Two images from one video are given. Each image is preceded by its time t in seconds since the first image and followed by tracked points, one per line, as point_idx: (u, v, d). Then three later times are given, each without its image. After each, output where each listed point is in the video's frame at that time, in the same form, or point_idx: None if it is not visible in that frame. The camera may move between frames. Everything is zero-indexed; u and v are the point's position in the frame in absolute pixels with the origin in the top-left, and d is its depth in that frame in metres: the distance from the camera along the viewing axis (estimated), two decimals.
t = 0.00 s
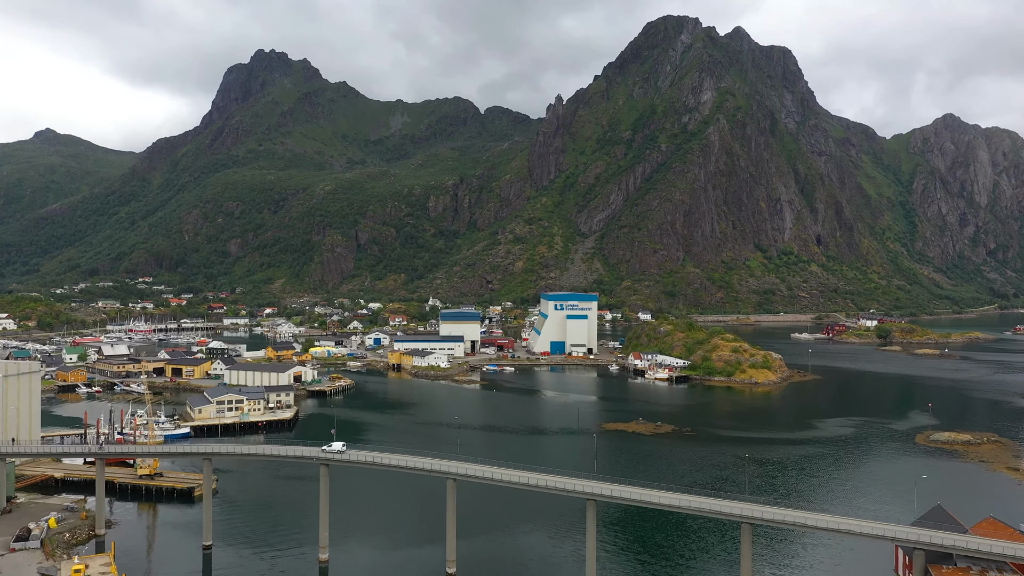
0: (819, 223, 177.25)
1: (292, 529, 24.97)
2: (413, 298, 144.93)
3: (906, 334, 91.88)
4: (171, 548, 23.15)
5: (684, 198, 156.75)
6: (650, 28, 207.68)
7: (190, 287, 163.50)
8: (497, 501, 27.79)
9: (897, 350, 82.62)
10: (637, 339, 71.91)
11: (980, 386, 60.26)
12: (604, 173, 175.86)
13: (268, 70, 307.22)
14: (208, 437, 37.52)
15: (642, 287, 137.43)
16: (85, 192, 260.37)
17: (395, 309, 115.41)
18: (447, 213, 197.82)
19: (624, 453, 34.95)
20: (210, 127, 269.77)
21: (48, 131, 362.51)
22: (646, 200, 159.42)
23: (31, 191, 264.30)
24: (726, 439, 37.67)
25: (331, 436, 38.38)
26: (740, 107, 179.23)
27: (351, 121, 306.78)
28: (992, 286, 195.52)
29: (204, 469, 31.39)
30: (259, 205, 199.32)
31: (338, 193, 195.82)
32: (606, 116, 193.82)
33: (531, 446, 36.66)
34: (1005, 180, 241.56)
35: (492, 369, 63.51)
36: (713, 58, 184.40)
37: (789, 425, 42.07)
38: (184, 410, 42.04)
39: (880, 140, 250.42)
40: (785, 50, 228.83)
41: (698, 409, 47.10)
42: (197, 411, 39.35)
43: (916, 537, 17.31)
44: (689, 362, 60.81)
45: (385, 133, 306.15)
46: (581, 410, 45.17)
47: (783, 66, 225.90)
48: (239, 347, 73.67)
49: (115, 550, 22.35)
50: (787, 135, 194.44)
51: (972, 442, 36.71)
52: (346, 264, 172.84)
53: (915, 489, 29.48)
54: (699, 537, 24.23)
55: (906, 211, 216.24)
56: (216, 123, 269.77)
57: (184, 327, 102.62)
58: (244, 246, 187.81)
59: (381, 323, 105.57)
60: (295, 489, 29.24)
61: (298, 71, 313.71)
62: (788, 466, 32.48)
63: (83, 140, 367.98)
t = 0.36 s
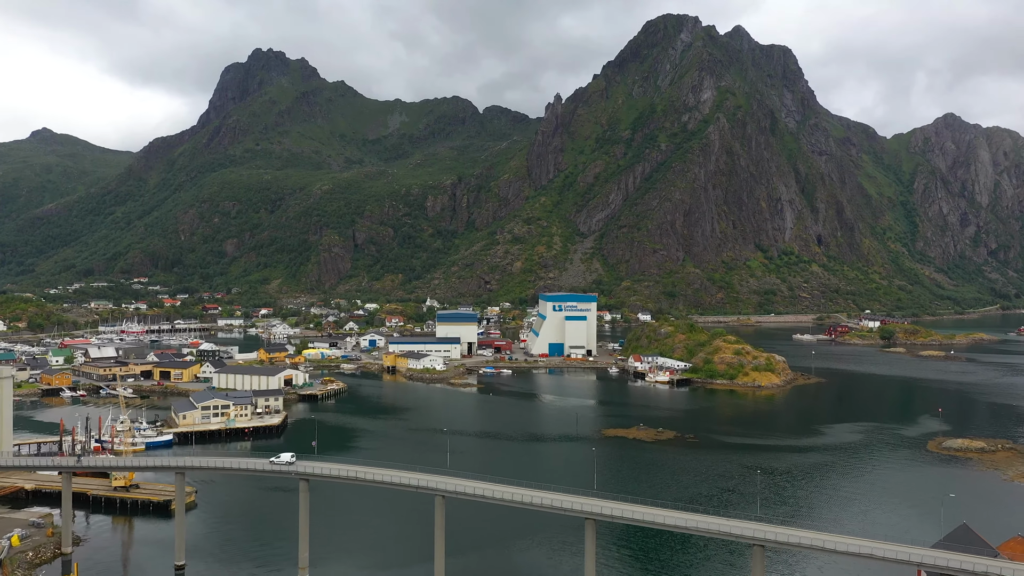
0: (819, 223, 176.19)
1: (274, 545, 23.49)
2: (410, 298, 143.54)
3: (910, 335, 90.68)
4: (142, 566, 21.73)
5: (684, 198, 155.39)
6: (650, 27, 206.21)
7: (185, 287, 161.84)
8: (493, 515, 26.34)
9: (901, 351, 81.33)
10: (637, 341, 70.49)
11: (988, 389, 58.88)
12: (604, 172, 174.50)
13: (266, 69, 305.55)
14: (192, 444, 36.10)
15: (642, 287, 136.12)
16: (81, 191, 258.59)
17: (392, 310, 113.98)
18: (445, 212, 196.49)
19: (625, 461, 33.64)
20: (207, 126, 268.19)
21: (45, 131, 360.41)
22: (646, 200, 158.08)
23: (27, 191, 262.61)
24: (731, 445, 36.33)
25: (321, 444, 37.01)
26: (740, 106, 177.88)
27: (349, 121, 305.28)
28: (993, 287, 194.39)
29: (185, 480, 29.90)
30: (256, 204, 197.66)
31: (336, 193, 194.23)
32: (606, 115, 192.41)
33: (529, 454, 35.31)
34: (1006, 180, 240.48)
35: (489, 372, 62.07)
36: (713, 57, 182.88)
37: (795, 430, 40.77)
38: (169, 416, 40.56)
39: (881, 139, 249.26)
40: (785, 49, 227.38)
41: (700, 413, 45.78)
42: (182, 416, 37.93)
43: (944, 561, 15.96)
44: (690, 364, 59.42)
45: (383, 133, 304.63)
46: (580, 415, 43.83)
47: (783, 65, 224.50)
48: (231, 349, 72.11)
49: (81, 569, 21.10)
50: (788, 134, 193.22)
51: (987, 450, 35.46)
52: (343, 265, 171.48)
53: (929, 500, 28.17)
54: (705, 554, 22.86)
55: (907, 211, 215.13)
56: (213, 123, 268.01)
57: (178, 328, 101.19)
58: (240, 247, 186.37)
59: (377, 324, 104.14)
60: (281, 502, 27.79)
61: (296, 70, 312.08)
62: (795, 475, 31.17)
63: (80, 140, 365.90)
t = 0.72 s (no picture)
0: (820, 223, 175.11)
1: (251, 566, 21.78)
2: (407, 299, 142.05)
3: (914, 337, 89.48)
4: None
5: (684, 198, 154.07)
6: (649, 26, 204.86)
7: (181, 288, 160.24)
8: (489, 531, 24.71)
9: (905, 354, 80.00)
10: (637, 343, 69.07)
11: (997, 393, 57.52)
12: (603, 172, 173.19)
13: (263, 68, 303.94)
14: (175, 454, 34.60)
15: (641, 288, 134.89)
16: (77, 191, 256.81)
17: (388, 311, 112.63)
18: (443, 212, 195.17)
19: (627, 471, 32.19)
20: (204, 126, 266.67)
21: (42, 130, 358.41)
22: (645, 200, 156.68)
23: (23, 191, 260.92)
24: (736, 454, 35.02)
25: (310, 453, 35.55)
26: (740, 105, 176.49)
27: (347, 120, 303.86)
28: (995, 287, 193.34)
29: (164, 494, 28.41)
30: (252, 204, 196.18)
31: (333, 193, 192.70)
32: (605, 114, 191.03)
33: (527, 465, 33.90)
34: (1008, 180, 239.39)
35: (486, 375, 60.64)
36: (713, 56, 181.46)
37: (801, 438, 39.39)
38: (152, 422, 38.95)
39: (881, 139, 248.12)
40: (785, 48, 225.94)
41: (704, 418, 44.29)
42: (165, 424, 36.44)
43: None
44: (692, 368, 58.00)
45: (381, 132, 303.01)
46: (580, 421, 42.38)
47: (783, 64, 223.12)
48: (223, 352, 70.57)
49: None
50: (788, 134, 192.01)
51: (1002, 459, 34.18)
52: (340, 265, 170.09)
53: (946, 514, 26.85)
54: None
55: (908, 211, 214.06)
56: (210, 122, 266.27)
57: (171, 330, 99.77)
58: (237, 247, 184.87)
59: (373, 326, 102.66)
60: (264, 516, 26.23)
61: (293, 70, 310.54)
62: (803, 487, 29.79)
63: (76, 140, 363.82)
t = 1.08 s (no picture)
0: (821, 223, 173.87)
1: None
2: (404, 300, 140.60)
3: (918, 339, 88.23)
4: None
5: (684, 198, 152.61)
6: (649, 24, 203.42)
7: (176, 288, 158.68)
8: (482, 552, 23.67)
9: (909, 356, 78.76)
10: (638, 346, 67.63)
11: (1006, 398, 56.09)
12: (602, 171, 171.83)
13: (260, 68, 302.26)
14: (156, 464, 33.15)
15: (641, 288, 133.60)
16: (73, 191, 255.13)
17: (385, 312, 111.19)
18: (441, 212, 193.83)
19: (627, 482, 30.86)
20: (201, 126, 265.14)
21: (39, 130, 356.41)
22: (645, 199, 155.28)
23: (18, 191, 259.12)
24: (741, 463, 33.80)
25: (299, 464, 34.18)
26: (741, 104, 175.03)
27: (345, 120, 302.38)
28: (997, 287, 192.23)
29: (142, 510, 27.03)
30: (249, 204, 194.71)
31: (330, 192, 191.22)
32: (604, 113, 189.56)
33: (525, 476, 32.67)
34: (1009, 179, 238.21)
35: (482, 379, 59.22)
36: (713, 54, 179.98)
37: (808, 446, 38.02)
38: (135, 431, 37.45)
39: (882, 138, 246.87)
40: (785, 47, 224.47)
41: (708, 424, 42.90)
42: (147, 433, 35.01)
43: None
44: (693, 372, 56.57)
45: (379, 132, 301.55)
46: (580, 428, 41.04)
47: (783, 63, 221.57)
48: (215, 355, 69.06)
49: None
50: (788, 133, 190.68)
51: (1018, 469, 32.90)
52: (337, 265, 168.63)
53: (961, 530, 25.70)
54: None
55: (909, 211, 212.84)
56: (207, 122, 264.61)
57: (165, 332, 98.36)
58: (233, 247, 183.37)
59: (369, 327, 101.21)
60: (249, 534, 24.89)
61: (291, 69, 308.89)
62: (811, 499, 28.64)
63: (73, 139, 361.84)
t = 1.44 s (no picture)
0: (822, 223, 172.65)
1: None
2: (402, 301, 139.28)
3: (922, 341, 86.98)
4: None
5: (685, 197, 151.19)
6: (648, 23, 202.03)
7: (171, 289, 157.11)
8: None
9: (913, 358, 77.51)
10: (638, 349, 66.21)
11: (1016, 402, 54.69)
12: (601, 171, 170.52)
13: (257, 67, 300.60)
14: (135, 478, 31.68)
15: (641, 289, 132.40)
16: (69, 191, 253.36)
17: (381, 314, 109.70)
18: (439, 212, 192.51)
19: (629, 497, 29.62)
20: (198, 125, 263.52)
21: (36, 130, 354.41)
22: (644, 199, 153.94)
23: (14, 191, 257.36)
24: (747, 475, 32.56)
25: (286, 477, 32.80)
26: (741, 103, 173.55)
27: (342, 119, 300.85)
28: (998, 287, 191.17)
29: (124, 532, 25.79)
30: (245, 204, 193.31)
31: (327, 192, 189.78)
32: (603, 113, 188.17)
33: (523, 488, 31.42)
34: (1010, 179, 237.09)
35: (479, 384, 57.73)
36: (713, 53, 178.40)
37: (816, 455, 36.78)
38: (114, 441, 35.72)
39: (882, 138, 245.67)
40: (785, 46, 223.04)
41: (711, 431, 41.55)
42: (127, 444, 33.52)
43: None
44: (695, 376, 55.18)
45: (377, 132, 300.04)
46: (581, 436, 39.60)
47: (784, 62, 220.11)
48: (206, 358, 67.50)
49: None
50: (789, 132, 189.43)
51: None
52: (334, 266, 167.27)
53: (980, 548, 24.62)
54: None
55: (910, 211, 211.61)
56: (203, 121, 262.99)
57: (158, 335, 96.93)
58: (229, 248, 181.83)
59: (365, 329, 99.79)
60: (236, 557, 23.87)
61: (288, 69, 307.13)
62: (820, 513, 27.55)
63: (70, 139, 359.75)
